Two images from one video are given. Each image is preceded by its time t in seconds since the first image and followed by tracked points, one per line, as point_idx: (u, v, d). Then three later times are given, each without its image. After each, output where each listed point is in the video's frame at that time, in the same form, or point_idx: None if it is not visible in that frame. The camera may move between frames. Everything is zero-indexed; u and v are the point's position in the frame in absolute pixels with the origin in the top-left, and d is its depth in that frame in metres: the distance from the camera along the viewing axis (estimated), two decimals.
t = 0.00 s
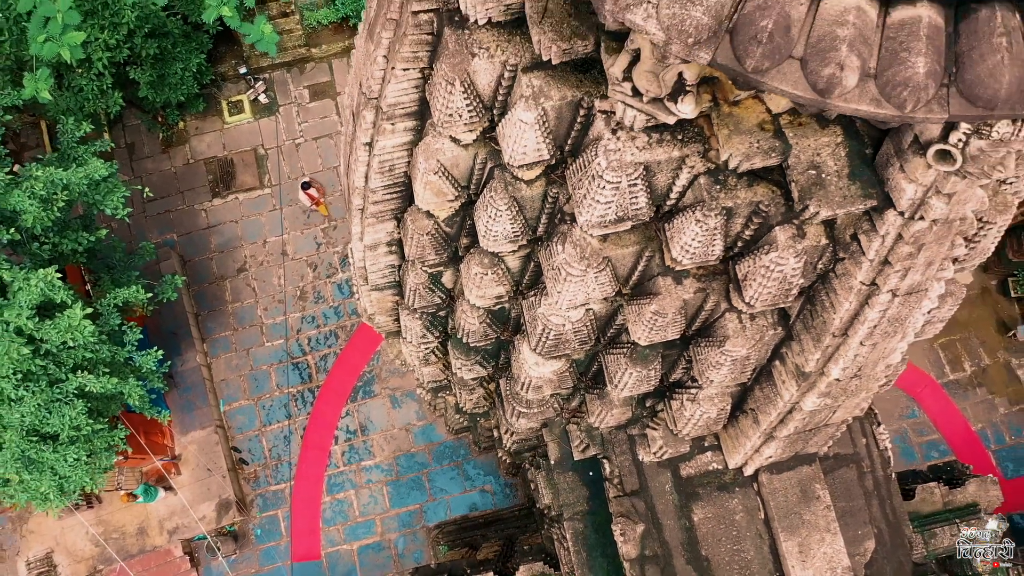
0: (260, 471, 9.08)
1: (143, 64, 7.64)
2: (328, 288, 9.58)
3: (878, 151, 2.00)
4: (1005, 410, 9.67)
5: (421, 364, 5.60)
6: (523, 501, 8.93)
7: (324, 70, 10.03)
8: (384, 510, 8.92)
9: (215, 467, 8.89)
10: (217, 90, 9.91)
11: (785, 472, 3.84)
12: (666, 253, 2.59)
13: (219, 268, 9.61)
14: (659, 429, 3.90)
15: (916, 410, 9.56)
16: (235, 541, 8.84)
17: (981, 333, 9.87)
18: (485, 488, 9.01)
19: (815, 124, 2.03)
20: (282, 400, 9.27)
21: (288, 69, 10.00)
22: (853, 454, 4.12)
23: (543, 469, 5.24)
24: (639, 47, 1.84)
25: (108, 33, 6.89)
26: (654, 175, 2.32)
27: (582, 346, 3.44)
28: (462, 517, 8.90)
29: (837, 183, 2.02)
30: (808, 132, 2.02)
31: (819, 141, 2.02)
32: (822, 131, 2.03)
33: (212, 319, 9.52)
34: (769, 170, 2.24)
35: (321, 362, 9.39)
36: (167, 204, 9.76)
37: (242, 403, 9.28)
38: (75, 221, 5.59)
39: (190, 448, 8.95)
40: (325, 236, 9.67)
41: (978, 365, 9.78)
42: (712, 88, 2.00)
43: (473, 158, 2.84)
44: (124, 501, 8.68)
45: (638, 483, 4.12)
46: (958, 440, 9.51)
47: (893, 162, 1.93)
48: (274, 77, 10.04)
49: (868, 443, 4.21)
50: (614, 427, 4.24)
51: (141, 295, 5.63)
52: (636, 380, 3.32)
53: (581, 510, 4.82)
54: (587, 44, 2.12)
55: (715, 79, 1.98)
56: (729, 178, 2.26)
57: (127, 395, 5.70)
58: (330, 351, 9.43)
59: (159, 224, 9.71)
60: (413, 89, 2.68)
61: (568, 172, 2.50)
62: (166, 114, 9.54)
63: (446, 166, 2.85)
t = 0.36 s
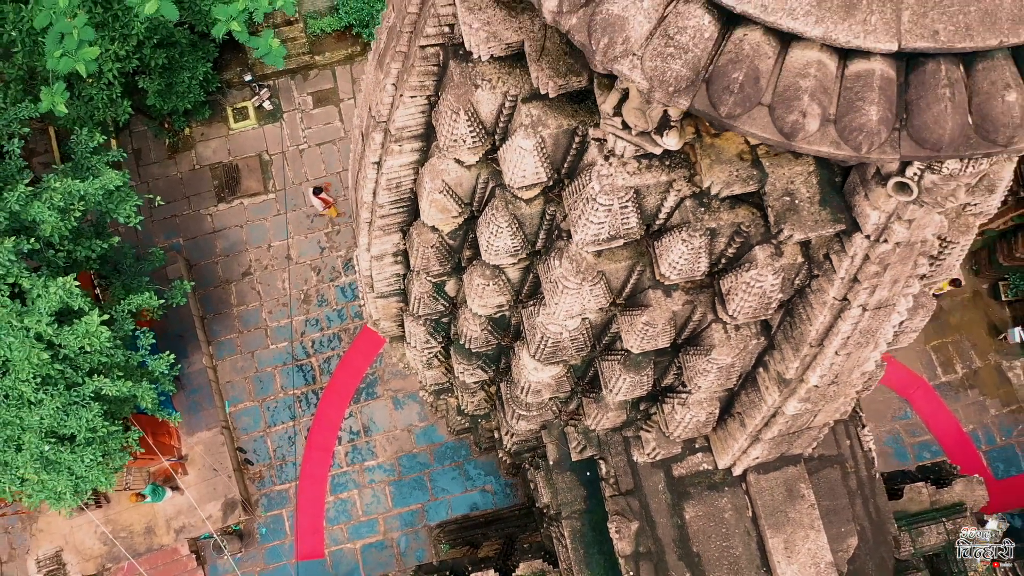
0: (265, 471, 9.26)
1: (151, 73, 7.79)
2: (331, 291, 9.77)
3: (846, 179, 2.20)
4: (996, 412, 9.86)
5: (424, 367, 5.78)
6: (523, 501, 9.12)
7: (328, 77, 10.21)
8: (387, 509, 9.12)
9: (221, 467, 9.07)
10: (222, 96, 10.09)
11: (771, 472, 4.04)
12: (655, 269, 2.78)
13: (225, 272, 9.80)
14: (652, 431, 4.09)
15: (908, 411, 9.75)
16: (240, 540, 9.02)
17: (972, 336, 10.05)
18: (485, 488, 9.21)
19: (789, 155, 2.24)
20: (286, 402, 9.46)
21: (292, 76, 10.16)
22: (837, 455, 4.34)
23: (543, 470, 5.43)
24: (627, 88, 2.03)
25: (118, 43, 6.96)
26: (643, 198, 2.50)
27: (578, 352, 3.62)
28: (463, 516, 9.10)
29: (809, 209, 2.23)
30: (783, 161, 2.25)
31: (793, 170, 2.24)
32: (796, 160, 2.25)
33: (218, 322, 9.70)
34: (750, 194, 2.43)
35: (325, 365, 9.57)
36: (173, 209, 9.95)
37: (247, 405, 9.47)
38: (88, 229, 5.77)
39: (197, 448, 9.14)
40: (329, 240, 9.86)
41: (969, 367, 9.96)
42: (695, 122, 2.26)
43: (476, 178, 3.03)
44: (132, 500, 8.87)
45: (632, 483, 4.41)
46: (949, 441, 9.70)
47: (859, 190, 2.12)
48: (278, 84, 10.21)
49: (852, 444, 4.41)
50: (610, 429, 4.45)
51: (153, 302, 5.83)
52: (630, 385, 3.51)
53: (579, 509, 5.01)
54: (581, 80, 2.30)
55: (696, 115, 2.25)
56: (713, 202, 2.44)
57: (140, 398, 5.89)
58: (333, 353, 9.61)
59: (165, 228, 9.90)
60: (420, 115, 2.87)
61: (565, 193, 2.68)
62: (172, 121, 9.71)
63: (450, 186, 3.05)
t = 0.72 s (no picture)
0: (270, 463, 9.50)
1: (159, 74, 7.95)
2: (335, 287, 9.97)
3: (819, 197, 2.40)
4: (986, 404, 10.08)
5: (428, 363, 5.98)
6: (523, 491, 9.38)
7: (331, 75, 10.36)
8: (390, 500, 9.38)
9: (228, 459, 9.31)
10: (227, 95, 10.24)
11: (758, 464, 4.25)
12: (646, 275, 2.98)
13: (230, 267, 9.99)
14: (646, 425, 4.29)
15: (900, 404, 9.97)
16: (247, 529, 9.22)
17: (963, 331, 10.26)
18: (486, 479, 9.47)
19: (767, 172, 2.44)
20: (291, 395, 9.69)
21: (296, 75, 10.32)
22: (821, 447, 4.55)
23: (542, 461, 5.66)
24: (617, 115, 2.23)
25: (127, 46, 7.13)
26: (634, 210, 2.69)
27: (575, 350, 3.81)
28: (465, 506, 9.37)
29: (785, 223, 2.43)
30: (761, 180, 2.45)
31: (769, 189, 2.43)
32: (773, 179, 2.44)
33: (223, 316, 9.91)
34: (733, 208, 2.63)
35: (329, 358, 9.79)
36: (179, 206, 10.13)
37: (253, 398, 9.69)
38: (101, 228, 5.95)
39: (204, 441, 9.37)
40: (332, 237, 10.05)
41: (961, 361, 10.17)
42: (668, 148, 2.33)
43: (478, 188, 3.22)
44: (142, 491, 9.11)
45: (627, 474, 4.58)
46: (940, 433, 9.93)
47: (829, 208, 2.31)
48: (281, 83, 10.36)
49: (836, 437, 4.63)
50: (606, 422, 4.67)
51: (165, 300, 6.03)
52: (624, 382, 3.72)
53: (576, 499, 5.24)
54: (575, 104, 2.48)
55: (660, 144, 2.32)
56: (698, 214, 2.64)
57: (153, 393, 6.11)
58: (337, 347, 9.83)
59: (171, 225, 10.09)
60: (426, 130, 3.05)
61: (561, 205, 2.87)
62: (178, 120, 9.87)
63: (454, 196, 3.25)
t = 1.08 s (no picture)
0: (278, 424, 9.93)
1: (163, 45, 8.01)
2: (339, 254, 10.24)
3: (796, 182, 2.60)
4: (974, 367, 10.37)
5: (432, 329, 6.23)
6: (523, 452, 9.83)
7: (332, 44, 10.39)
8: (394, 460, 9.87)
9: (237, 421, 9.71)
10: (230, 63, 10.28)
11: (744, 426, 4.52)
12: (638, 252, 3.18)
13: (236, 235, 10.21)
14: (639, 389, 4.53)
15: (890, 367, 10.31)
16: (256, 488, 9.70)
17: (954, 297, 10.50)
18: (488, 440, 9.95)
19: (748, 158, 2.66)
20: (297, 359, 10.04)
21: (298, 43, 10.36)
22: (805, 410, 4.81)
23: (542, 423, 5.98)
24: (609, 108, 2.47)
25: (132, 18, 7.21)
26: (627, 192, 2.89)
27: (573, 319, 4.05)
28: (467, 466, 9.86)
29: (764, 208, 2.65)
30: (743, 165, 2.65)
31: (751, 176, 2.64)
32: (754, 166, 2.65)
33: (230, 282, 10.17)
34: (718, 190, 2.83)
35: (333, 324, 10.11)
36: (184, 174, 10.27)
37: (261, 361, 10.05)
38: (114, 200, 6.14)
39: (213, 403, 9.73)
40: (335, 204, 10.26)
41: (950, 327, 10.44)
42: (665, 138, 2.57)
43: (481, 168, 3.41)
44: (156, 451, 9.51)
45: (622, 436, 4.97)
46: (928, 396, 10.27)
47: (805, 194, 2.51)
48: (283, 51, 10.39)
49: (820, 401, 4.90)
50: (602, 388, 4.97)
51: (179, 270, 6.26)
52: (618, 350, 3.97)
53: (574, 459, 5.57)
54: (571, 96, 2.61)
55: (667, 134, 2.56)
56: (686, 196, 2.84)
57: (167, 358, 6.38)
58: (342, 313, 10.14)
59: (177, 192, 10.23)
60: (432, 113, 3.23)
61: (560, 186, 3.05)
62: (182, 88, 9.95)
63: (458, 175, 3.44)
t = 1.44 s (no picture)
0: (286, 383, 10.54)
1: (168, 11, 8.08)
2: (343, 218, 10.61)
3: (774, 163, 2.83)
4: (962, 328, 10.69)
5: (436, 293, 6.52)
6: (523, 410, 10.35)
7: (334, 8, 10.53)
8: (399, 417, 10.48)
9: (246, 380, 10.29)
10: (233, 28, 10.36)
11: (731, 385, 4.80)
12: (631, 224, 3.42)
13: (242, 199, 10.50)
14: (634, 351, 4.81)
15: (881, 328, 10.63)
16: (265, 445, 10.39)
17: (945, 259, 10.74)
18: (489, 398, 10.51)
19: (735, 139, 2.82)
20: (303, 320, 10.58)
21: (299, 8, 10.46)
22: (789, 370, 5.02)
23: (542, 382, 6.33)
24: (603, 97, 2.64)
25: None
26: (621, 170, 3.11)
27: (571, 286, 4.31)
28: (469, 423, 10.43)
29: (746, 186, 2.88)
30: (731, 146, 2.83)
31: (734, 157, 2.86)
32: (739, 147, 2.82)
33: (237, 245, 10.55)
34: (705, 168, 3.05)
35: (338, 286, 10.58)
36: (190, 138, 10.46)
37: (268, 323, 10.58)
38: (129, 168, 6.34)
39: (222, 363, 10.30)
40: (340, 167, 10.56)
41: (941, 289, 10.72)
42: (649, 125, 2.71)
43: (485, 145, 3.62)
44: (172, 409, 10.05)
45: (617, 394, 5.33)
46: (918, 356, 10.63)
47: (783, 174, 2.73)
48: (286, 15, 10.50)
49: (804, 361, 5.14)
50: (598, 349, 5.27)
51: (194, 237, 6.50)
52: (613, 314, 4.24)
53: (572, 416, 5.95)
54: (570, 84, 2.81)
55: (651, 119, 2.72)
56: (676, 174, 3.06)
57: (183, 321, 6.63)
58: (347, 276, 10.59)
59: (184, 156, 10.47)
60: (438, 94, 3.43)
61: (559, 164, 3.27)
62: (186, 54, 10.06)
63: (463, 152, 3.65)
